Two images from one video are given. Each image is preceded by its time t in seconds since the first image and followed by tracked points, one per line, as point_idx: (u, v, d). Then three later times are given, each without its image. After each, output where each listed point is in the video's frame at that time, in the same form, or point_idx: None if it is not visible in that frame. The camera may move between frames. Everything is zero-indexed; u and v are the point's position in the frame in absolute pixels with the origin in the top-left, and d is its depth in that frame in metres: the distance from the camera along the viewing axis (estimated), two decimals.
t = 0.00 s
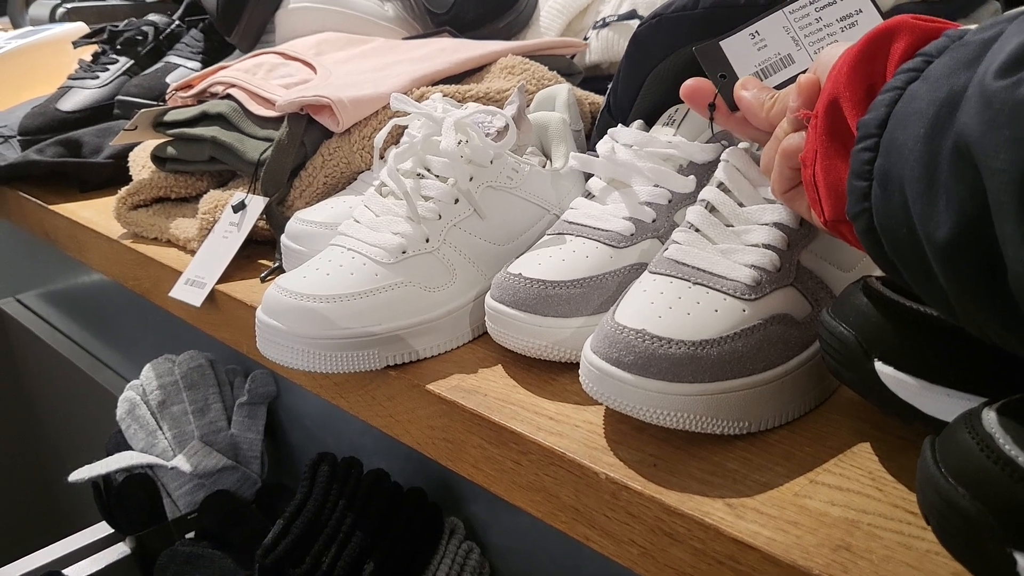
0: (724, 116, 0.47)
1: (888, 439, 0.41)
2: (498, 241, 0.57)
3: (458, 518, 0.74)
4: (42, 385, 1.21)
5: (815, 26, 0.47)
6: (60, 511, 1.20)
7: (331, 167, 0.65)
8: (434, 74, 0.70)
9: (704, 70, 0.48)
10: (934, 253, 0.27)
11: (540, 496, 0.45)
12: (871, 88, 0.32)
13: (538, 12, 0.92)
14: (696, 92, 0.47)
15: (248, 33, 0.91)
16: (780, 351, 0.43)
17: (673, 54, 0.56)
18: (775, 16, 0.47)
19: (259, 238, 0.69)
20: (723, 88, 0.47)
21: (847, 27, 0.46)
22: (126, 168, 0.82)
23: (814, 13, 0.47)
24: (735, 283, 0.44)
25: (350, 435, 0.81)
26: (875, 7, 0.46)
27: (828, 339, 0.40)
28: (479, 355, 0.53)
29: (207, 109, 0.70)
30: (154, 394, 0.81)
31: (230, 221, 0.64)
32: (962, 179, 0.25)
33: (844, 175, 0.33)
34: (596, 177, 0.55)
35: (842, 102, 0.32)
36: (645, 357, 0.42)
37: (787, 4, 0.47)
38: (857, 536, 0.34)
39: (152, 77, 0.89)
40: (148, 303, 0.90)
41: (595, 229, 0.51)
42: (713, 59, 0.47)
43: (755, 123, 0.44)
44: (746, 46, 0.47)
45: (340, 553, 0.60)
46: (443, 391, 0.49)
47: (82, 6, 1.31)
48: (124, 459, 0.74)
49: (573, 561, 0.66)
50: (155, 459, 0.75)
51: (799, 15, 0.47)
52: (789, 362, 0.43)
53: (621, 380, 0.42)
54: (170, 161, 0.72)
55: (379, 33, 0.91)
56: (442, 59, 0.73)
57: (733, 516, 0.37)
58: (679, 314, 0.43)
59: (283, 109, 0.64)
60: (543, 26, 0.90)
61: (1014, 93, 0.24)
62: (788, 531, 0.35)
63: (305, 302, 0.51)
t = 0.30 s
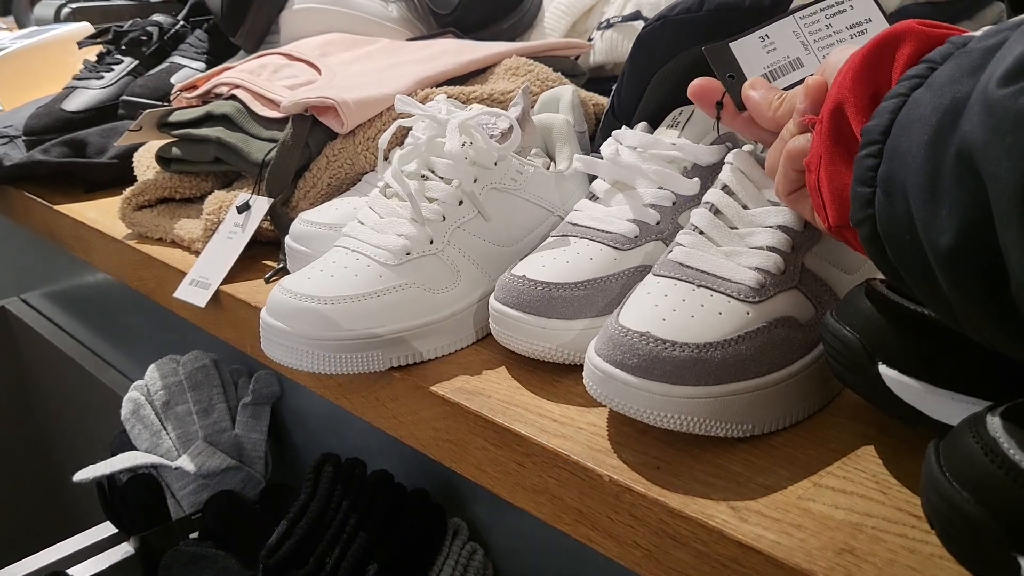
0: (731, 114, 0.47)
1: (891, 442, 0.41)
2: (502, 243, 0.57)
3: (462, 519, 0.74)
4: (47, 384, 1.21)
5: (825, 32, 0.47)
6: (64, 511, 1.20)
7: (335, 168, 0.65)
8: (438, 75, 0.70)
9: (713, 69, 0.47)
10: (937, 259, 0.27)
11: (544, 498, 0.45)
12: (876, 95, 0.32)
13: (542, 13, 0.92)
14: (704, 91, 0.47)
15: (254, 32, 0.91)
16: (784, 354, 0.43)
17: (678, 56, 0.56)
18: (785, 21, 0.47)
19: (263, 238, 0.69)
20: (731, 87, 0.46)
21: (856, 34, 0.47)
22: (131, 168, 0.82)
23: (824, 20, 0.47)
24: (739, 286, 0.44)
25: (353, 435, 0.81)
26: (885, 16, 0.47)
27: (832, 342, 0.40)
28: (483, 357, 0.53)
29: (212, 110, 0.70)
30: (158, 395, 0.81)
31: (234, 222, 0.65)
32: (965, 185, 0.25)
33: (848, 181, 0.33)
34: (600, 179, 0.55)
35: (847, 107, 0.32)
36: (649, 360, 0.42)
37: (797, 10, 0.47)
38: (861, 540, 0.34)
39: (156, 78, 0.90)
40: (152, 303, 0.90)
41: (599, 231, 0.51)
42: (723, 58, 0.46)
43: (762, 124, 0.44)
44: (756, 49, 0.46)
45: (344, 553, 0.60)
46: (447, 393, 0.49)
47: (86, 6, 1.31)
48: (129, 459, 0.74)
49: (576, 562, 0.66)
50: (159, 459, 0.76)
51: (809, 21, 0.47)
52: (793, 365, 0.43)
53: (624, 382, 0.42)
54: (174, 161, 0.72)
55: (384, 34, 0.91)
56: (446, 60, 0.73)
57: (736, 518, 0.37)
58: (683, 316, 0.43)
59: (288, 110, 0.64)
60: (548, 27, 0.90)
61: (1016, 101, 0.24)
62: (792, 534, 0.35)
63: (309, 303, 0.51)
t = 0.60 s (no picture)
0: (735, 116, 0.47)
1: (893, 443, 0.42)
2: (506, 243, 0.57)
3: (465, 519, 0.74)
4: (51, 383, 1.21)
5: (828, 33, 0.47)
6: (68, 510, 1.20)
7: (339, 168, 0.65)
8: (441, 76, 0.70)
9: (716, 71, 0.47)
10: (939, 262, 0.27)
11: (547, 498, 0.45)
12: (878, 97, 0.32)
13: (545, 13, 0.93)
14: (707, 94, 0.48)
15: (257, 32, 0.91)
16: (787, 355, 0.43)
17: (681, 57, 0.56)
18: (788, 23, 0.47)
19: (267, 238, 0.69)
20: (734, 90, 0.46)
21: (859, 35, 0.47)
22: (135, 168, 0.83)
23: (827, 21, 0.47)
24: (742, 287, 0.44)
25: (357, 435, 0.82)
26: (887, 16, 0.47)
27: (835, 343, 0.40)
28: (487, 357, 0.54)
29: (216, 110, 0.71)
30: (162, 394, 0.81)
31: (239, 222, 0.65)
32: (968, 189, 0.25)
33: (850, 184, 0.33)
34: (604, 180, 0.55)
35: (850, 110, 0.32)
36: (652, 360, 0.42)
37: (800, 12, 0.47)
38: (863, 541, 0.34)
39: (161, 78, 0.90)
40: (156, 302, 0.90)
41: (603, 231, 0.52)
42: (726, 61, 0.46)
43: (766, 124, 0.44)
44: (759, 51, 0.46)
45: (348, 552, 0.60)
46: (451, 393, 0.49)
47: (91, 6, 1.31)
48: (133, 458, 0.74)
49: (579, 562, 0.66)
50: (163, 458, 0.76)
51: (812, 22, 0.47)
52: (796, 365, 0.43)
53: (628, 382, 0.42)
54: (179, 161, 0.73)
55: (387, 34, 0.92)
56: (450, 61, 0.73)
57: (739, 519, 0.37)
58: (686, 317, 0.43)
59: (292, 110, 0.64)
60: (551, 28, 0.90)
61: (1018, 105, 0.24)
62: (795, 535, 0.35)
63: (314, 303, 0.51)
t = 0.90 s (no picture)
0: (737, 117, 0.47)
1: (895, 444, 0.42)
2: (508, 244, 0.57)
3: (467, 519, 0.74)
4: (53, 383, 1.21)
5: (828, 34, 0.47)
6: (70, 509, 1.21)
7: (342, 168, 0.65)
8: (443, 76, 0.70)
9: (718, 73, 0.47)
10: (941, 265, 0.27)
11: (548, 498, 0.45)
12: (880, 100, 0.32)
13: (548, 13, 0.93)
14: (708, 96, 0.48)
15: (260, 32, 0.91)
16: (789, 356, 0.43)
17: (684, 58, 0.56)
18: (789, 24, 0.47)
19: (269, 238, 0.69)
20: (737, 92, 0.46)
21: (859, 35, 0.47)
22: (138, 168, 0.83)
23: (828, 22, 0.47)
24: (744, 288, 0.44)
25: (359, 435, 0.82)
26: (888, 16, 0.47)
27: (837, 344, 0.40)
28: (489, 357, 0.54)
29: (218, 110, 0.71)
30: (164, 394, 0.81)
31: (241, 222, 0.65)
32: (969, 192, 0.25)
33: (852, 185, 0.33)
34: (606, 180, 0.55)
35: (852, 111, 0.32)
36: (654, 361, 0.42)
37: (800, 12, 0.47)
38: (864, 542, 0.34)
39: (164, 78, 0.90)
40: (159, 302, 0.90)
41: (605, 232, 0.52)
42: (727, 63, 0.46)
43: (768, 125, 0.44)
44: (760, 52, 0.46)
45: (350, 552, 0.60)
46: (452, 393, 0.49)
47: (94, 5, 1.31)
48: (136, 457, 0.74)
49: (581, 563, 0.66)
50: (165, 457, 0.76)
51: (812, 23, 0.47)
52: (798, 366, 0.43)
53: (630, 383, 0.42)
54: (181, 161, 0.73)
55: (390, 34, 0.92)
56: (453, 61, 0.73)
57: (740, 520, 0.37)
58: (687, 318, 0.43)
59: (294, 110, 0.64)
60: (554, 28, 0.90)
61: (1020, 107, 0.24)
62: (796, 536, 0.35)
63: (316, 303, 0.51)
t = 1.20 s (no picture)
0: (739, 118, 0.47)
1: (895, 445, 0.42)
2: (508, 244, 0.57)
3: (467, 519, 0.74)
4: (55, 382, 1.21)
5: (828, 34, 0.47)
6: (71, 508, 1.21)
7: (343, 168, 0.65)
8: (445, 76, 0.70)
9: (718, 75, 0.47)
10: (940, 267, 0.27)
11: (548, 498, 0.45)
12: (881, 102, 0.32)
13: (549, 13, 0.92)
14: (710, 97, 0.47)
15: (261, 32, 0.91)
16: (788, 357, 0.43)
17: (684, 58, 0.56)
18: (788, 25, 0.47)
19: (270, 238, 0.69)
20: (737, 93, 0.46)
21: (859, 35, 0.47)
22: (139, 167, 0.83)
23: (828, 23, 0.47)
24: (744, 289, 0.44)
25: (360, 435, 0.82)
26: (886, 17, 0.47)
27: (837, 345, 0.40)
28: (489, 358, 0.54)
29: (219, 109, 0.71)
30: (165, 393, 0.81)
31: (242, 222, 0.65)
32: (969, 193, 0.25)
33: (852, 188, 0.33)
34: (607, 181, 0.55)
35: (852, 113, 0.33)
36: (654, 362, 0.42)
37: (800, 13, 0.47)
38: (864, 543, 0.35)
39: (165, 77, 0.90)
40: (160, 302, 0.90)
41: (606, 232, 0.52)
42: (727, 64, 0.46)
43: (768, 126, 0.44)
44: (760, 53, 0.46)
45: (350, 552, 0.61)
46: (453, 393, 0.49)
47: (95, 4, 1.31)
48: (137, 456, 0.74)
49: (581, 563, 0.66)
50: (166, 457, 0.76)
51: (812, 24, 0.47)
52: (797, 367, 0.43)
53: (630, 383, 0.42)
54: (183, 161, 0.73)
55: (391, 34, 0.92)
56: (454, 61, 0.73)
57: (739, 520, 0.37)
58: (687, 319, 0.43)
59: (295, 110, 0.65)
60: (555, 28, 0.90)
61: (1019, 110, 0.24)
62: (796, 536, 0.35)
63: (317, 303, 0.51)
